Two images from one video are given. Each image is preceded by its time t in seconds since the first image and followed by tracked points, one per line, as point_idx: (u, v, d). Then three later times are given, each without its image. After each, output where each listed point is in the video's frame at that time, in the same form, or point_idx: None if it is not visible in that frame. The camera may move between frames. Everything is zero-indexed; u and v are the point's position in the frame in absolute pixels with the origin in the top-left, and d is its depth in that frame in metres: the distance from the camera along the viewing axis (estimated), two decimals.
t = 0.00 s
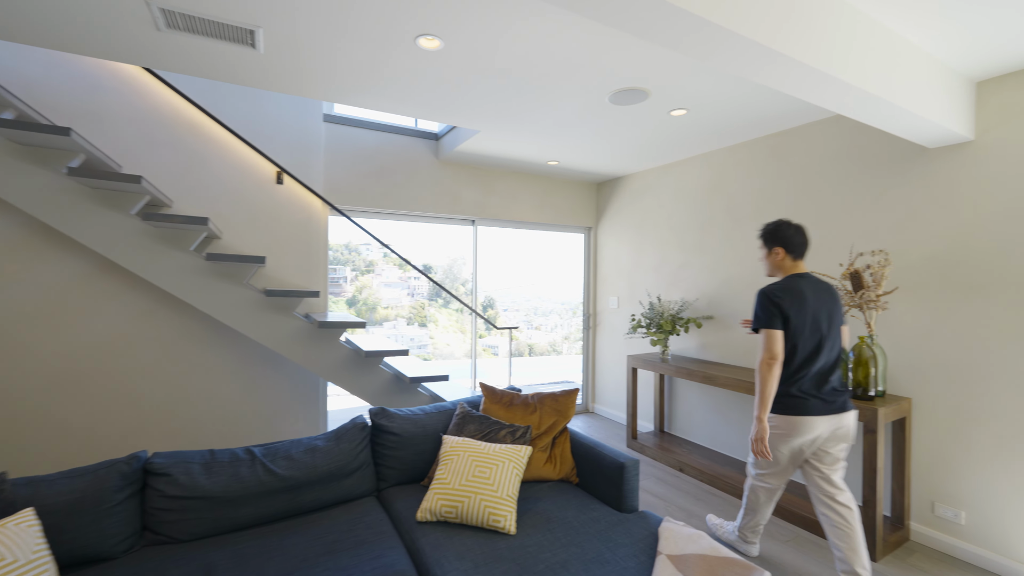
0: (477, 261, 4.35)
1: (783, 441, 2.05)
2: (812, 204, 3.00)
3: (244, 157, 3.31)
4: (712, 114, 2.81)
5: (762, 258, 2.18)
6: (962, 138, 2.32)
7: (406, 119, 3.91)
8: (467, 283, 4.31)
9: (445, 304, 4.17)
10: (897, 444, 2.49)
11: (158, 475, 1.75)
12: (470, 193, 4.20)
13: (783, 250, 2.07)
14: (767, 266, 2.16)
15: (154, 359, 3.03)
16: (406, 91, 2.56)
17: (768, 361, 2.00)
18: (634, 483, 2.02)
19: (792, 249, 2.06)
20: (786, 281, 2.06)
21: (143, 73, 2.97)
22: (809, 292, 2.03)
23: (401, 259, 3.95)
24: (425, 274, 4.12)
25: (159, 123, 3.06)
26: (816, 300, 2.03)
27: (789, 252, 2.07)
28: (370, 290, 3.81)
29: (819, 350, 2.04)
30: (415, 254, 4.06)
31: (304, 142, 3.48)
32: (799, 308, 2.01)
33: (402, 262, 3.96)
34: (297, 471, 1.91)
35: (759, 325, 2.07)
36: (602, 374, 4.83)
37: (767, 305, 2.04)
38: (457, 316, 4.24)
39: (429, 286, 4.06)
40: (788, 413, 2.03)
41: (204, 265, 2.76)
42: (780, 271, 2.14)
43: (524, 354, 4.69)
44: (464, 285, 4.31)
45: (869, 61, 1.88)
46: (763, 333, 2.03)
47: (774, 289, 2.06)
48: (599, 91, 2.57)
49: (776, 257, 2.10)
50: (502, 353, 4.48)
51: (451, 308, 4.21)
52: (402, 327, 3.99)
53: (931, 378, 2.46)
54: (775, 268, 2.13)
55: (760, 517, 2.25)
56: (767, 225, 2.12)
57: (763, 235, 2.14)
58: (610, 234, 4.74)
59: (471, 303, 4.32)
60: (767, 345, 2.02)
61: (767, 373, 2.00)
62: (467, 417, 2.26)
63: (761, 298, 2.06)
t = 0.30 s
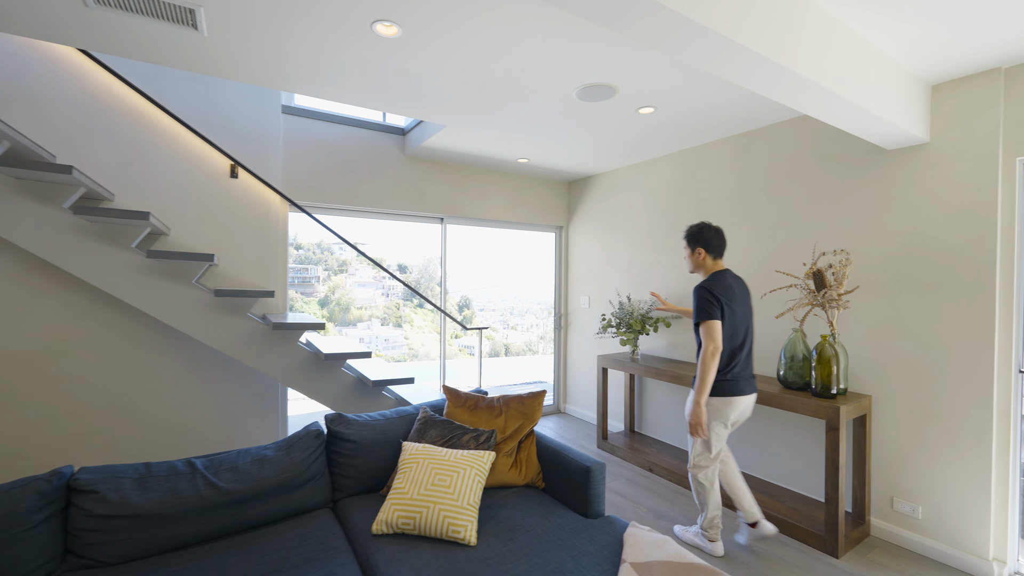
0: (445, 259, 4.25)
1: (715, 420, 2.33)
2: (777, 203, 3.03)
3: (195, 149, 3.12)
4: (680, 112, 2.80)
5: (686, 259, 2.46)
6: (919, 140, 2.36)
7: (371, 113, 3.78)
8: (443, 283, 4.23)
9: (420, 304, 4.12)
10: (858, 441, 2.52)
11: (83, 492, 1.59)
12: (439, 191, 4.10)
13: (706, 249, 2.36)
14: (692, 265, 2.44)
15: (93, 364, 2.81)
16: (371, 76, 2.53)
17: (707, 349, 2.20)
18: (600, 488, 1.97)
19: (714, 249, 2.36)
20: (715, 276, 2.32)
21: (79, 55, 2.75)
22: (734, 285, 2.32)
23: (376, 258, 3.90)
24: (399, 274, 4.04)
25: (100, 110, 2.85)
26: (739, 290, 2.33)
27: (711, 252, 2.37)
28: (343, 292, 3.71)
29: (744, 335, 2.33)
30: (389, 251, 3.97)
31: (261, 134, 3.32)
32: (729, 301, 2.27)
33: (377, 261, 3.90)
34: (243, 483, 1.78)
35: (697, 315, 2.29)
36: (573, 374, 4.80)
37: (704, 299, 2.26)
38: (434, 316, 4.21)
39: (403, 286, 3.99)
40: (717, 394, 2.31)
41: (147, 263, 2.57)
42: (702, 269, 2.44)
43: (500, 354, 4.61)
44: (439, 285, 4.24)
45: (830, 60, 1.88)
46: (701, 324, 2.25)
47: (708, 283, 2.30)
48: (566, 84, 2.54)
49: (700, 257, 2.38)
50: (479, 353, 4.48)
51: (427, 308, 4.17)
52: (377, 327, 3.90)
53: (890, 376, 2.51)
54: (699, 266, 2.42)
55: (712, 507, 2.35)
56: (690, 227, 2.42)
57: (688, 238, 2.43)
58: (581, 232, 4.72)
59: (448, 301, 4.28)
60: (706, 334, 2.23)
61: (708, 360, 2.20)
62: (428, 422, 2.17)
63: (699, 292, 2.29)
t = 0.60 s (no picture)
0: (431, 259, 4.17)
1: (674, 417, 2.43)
2: (766, 202, 2.96)
3: (168, 145, 3.04)
4: (666, 107, 2.74)
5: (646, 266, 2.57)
6: (909, 136, 2.30)
7: (353, 109, 3.69)
8: (439, 282, 4.22)
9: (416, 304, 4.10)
10: (848, 445, 2.46)
11: (26, 507, 1.49)
12: (424, 189, 4.01)
13: (666, 255, 2.47)
14: (652, 271, 2.54)
15: (60, 368, 2.71)
16: (347, 64, 2.49)
17: (682, 352, 2.24)
18: (580, 497, 1.90)
19: (672, 253, 2.46)
20: (681, 280, 2.41)
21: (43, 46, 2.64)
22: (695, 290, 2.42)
23: (371, 257, 3.87)
24: (395, 273, 4.01)
25: (66, 104, 2.74)
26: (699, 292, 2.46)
27: (670, 257, 2.47)
28: (339, 292, 3.67)
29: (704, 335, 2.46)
30: (383, 251, 3.93)
31: (238, 130, 3.23)
32: (700, 304, 2.35)
33: (371, 261, 3.87)
34: (203, 495, 1.69)
35: (673, 317, 2.32)
36: (562, 376, 4.73)
37: (682, 302, 2.29)
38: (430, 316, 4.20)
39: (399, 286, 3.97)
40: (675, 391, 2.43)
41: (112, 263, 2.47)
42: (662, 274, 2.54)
43: (496, 354, 4.62)
44: (435, 284, 4.22)
45: (819, 52, 1.81)
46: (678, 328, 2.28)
47: (679, 286, 2.36)
48: (548, 79, 2.48)
49: (661, 262, 2.48)
50: (473, 354, 4.48)
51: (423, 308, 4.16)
52: (372, 327, 3.87)
53: (879, 378, 2.45)
54: (658, 272, 2.53)
55: (691, 507, 2.32)
56: (651, 234, 2.49)
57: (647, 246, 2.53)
58: (570, 232, 4.64)
59: (444, 302, 4.26)
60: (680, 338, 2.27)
61: (680, 362, 2.24)
62: (403, 428, 2.08)
63: (675, 294, 2.33)
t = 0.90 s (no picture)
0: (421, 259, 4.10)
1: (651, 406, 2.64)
2: (760, 200, 2.88)
3: (148, 142, 2.96)
4: (658, 102, 2.66)
5: (618, 266, 2.84)
6: (907, 131, 2.22)
7: (340, 105, 3.62)
8: (440, 282, 4.22)
9: (417, 305, 4.09)
10: (845, 451, 2.38)
11: None
12: (413, 188, 3.94)
13: (635, 255, 2.75)
14: (623, 270, 2.82)
15: (33, 371, 2.63)
16: (325, 58, 2.41)
17: (665, 344, 2.47)
18: (563, 507, 1.82)
19: (641, 252, 2.74)
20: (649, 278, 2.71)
21: (14, 39, 2.56)
22: (663, 285, 2.72)
23: (372, 258, 3.84)
24: (397, 273, 3.99)
25: (38, 99, 2.66)
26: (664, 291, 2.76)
27: (640, 256, 2.75)
28: (340, 291, 3.67)
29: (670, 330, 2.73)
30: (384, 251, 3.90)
31: (221, 127, 3.16)
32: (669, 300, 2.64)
33: (372, 261, 3.84)
34: (166, 505, 1.61)
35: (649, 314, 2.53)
36: (556, 378, 4.65)
37: (658, 300, 2.51)
38: (432, 316, 4.20)
39: (400, 286, 3.98)
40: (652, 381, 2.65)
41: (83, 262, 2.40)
42: (633, 272, 2.81)
43: (497, 355, 4.59)
44: (436, 284, 4.22)
45: (813, 41, 1.73)
46: (655, 323, 2.50)
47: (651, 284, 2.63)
48: (534, 73, 2.40)
49: (631, 262, 2.76)
50: (474, 354, 4.48)
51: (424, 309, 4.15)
52: (373, 328, 3.88)
53: (877, 382, 2.36)
54: (629, 270, 2.80)
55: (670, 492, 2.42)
56: (621, 236, 2.77)
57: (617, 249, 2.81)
58: (563, 231, 4.57)
59: (446, 303, 4.27)
60: (659, 331, 2.51)
61: (667, 352, 2.48)
62: (381, 435, 2.00)
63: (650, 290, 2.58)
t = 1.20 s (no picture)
0: (419, 258, 4.05)
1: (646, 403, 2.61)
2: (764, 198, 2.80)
3: (138, 140, 2.92)
4: (657, 96, 2.58)
5: (609, 264, 2.76)
6: (917, 126, 2.13)
7: (335, 103, 3.56)
8: (444, 283, 4.21)
9: (421, 305, 4.08)
10: (852, 459, 2.28)
11: None
12: (410, 186, 3.89)
13: (629, 251, 2.69)
14: (615, 267, 2.73)
15: (20, 372, 2.58)
16: (313, 52, 2.35)
17: (660, 338, 2.44)
18: (555, 517, 1.75)
19: (634, 249, 2.69)
20: (642, 273, 2.66)
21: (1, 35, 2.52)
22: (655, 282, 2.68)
23: (377, 258, 3.86)
24: (402, 274, 4.00)
25: (26, 96, 2.61)
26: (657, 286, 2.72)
27: (632, 252, 2.69)
28: (343, 290, 3.64)
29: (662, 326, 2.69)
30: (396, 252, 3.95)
31: (213, 124, 3.11)
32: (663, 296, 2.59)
33: (377, 261, 3.87)
34: (141, 514, 1.55)
35: (645, 308, 2.50)
36: (556, 380, 4.58)
37: (652, 293, 2.49)
38: (436, 316, 4.18)
39: (404, 287, 3.98)
40: (646, 378, 2.61)
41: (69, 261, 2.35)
42: (624, 269, 2.74)
43: (501, 355, 4.54)
44: (441, 285, 4.21)
45: (820, 29, 1.65)
46: (650, 317, 2.47)
47: (644, 278, 2.59)
48: (528, 66, 2.34)
49: (624, 258, 2.70)
50: (478, 355, 4.44)
51: (427, 309, 4.13)
52: (378, 328, 3.86)
53: (886, 387, 2.27)
54: (621, 267, 2.73)
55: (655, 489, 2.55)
56: (611, 233, 2.70)
57: (608, 246, 2.73)
58: (563, 231, 4.49)
59: (450, 304, 4.25)
60: (653, 326, 2.47)
61: (661, 346, 2.44)
62: (368, 440, 1.94)
63: (644, 285, 2.54)
